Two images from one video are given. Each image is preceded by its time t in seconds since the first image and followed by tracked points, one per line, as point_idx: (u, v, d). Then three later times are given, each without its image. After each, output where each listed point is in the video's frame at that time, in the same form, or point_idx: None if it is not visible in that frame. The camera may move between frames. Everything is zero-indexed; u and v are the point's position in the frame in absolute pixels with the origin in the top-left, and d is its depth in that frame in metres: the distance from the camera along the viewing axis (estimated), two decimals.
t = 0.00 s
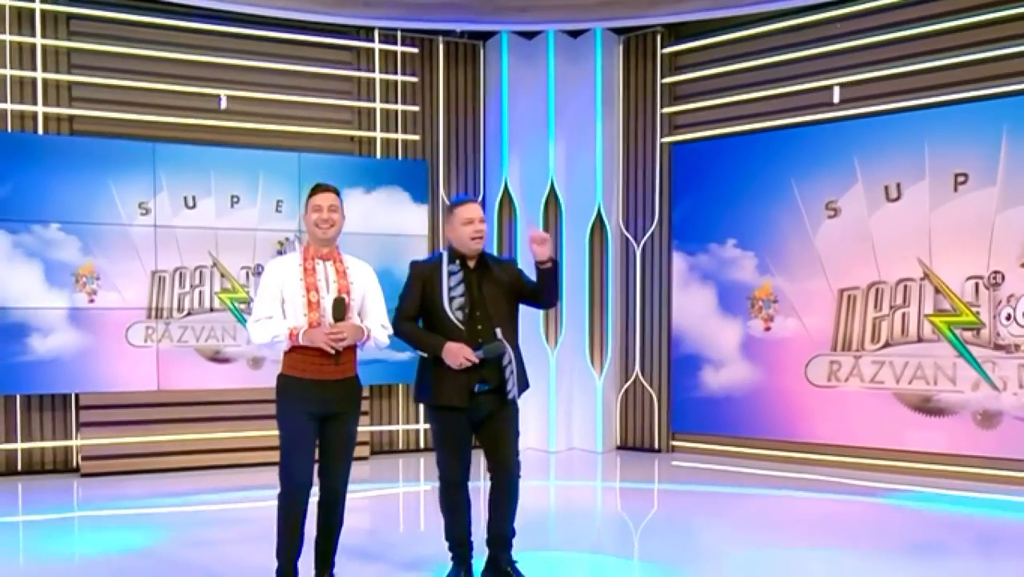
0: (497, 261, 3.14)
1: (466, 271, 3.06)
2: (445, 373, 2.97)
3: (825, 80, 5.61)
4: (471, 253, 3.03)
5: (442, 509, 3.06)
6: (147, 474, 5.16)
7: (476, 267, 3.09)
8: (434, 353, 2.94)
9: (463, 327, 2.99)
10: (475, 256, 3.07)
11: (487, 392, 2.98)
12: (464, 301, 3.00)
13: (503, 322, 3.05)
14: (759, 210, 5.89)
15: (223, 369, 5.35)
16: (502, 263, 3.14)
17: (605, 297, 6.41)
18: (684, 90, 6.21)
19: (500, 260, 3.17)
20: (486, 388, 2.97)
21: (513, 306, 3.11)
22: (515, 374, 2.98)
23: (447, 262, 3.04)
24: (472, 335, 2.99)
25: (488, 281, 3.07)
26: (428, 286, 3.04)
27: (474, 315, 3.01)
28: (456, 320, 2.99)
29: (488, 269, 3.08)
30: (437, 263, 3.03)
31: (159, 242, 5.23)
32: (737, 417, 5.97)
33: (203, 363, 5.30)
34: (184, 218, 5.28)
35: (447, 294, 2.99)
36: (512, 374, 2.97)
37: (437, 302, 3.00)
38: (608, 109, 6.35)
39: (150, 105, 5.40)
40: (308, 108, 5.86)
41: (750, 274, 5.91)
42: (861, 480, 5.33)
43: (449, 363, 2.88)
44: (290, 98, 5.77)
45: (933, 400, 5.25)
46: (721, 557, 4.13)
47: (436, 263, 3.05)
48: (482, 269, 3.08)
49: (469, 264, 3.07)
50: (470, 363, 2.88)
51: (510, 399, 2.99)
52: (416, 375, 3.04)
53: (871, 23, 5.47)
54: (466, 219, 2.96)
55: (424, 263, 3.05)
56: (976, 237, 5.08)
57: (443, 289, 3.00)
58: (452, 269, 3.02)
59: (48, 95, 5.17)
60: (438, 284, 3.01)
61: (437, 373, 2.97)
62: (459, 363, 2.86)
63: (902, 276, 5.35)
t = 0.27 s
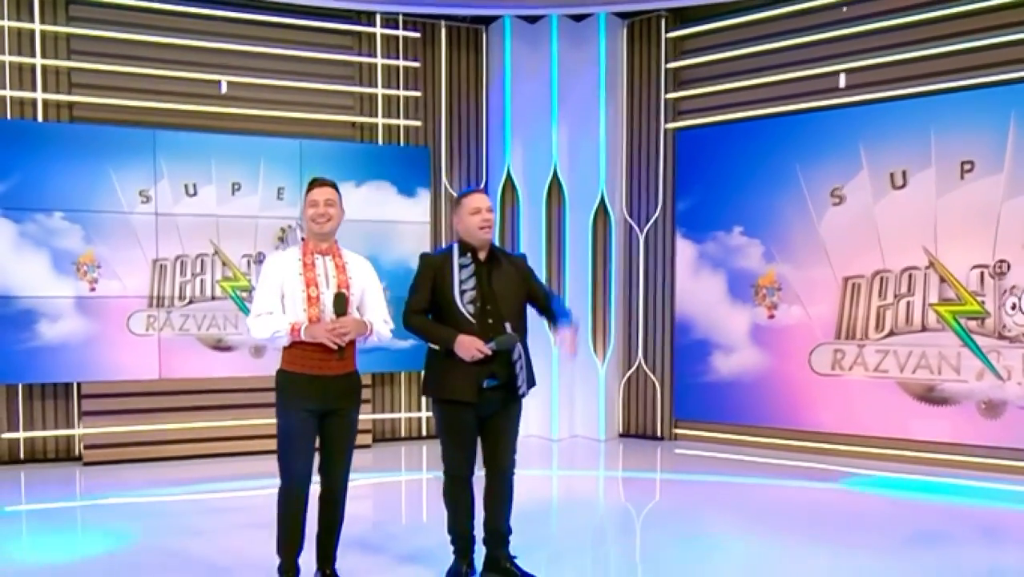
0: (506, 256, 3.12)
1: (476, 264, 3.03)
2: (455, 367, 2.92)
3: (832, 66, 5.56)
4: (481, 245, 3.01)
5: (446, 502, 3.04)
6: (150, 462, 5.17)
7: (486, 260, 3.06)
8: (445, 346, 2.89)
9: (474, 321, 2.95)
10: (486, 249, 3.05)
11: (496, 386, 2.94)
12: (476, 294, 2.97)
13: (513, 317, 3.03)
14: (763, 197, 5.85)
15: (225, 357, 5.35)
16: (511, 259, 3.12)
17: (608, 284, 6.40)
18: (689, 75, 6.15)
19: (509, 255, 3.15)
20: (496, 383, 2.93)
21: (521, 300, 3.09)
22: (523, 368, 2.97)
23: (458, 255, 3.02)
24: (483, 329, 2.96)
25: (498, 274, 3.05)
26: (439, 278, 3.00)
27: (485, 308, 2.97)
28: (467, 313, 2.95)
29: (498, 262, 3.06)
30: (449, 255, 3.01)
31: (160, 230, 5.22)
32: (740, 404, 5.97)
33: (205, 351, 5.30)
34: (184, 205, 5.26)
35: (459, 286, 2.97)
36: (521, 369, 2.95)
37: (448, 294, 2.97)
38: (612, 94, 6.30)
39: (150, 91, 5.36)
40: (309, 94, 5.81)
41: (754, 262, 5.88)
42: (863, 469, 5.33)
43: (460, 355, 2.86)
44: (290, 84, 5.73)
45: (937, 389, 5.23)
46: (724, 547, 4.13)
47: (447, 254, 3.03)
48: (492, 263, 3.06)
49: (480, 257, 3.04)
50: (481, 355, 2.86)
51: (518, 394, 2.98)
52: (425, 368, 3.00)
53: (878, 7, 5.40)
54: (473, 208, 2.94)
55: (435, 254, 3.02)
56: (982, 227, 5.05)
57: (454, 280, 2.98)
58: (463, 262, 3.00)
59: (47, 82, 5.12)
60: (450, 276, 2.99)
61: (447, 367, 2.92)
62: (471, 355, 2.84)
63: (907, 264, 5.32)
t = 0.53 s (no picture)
0: (520, 255, 3.09)
1: (489, 262, 2.99)
2: (458, 364, 2.92)
3: (837, 55, 5.51)
4: (493, 241, 2.99)
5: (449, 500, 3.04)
6: (152, 453, 5.18)
7: (499, 257, 3.03)
8: (450, 342, 2.89)
9: (482, 319, 2.94)
10: (498, 246, 3.02)
11: (499, 385, 2.94)
12: (485, 293, 2.94)
13: (522, 318, 3.01)
14: (767, 187, 5.81)
15: (227, 348, 5.35)
16: (525, 258, 3.09)
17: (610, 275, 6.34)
18: (693, 64, 6.10)
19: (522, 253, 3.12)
20: (499, 382, 2.94)
21: (532, 300, 3.06)
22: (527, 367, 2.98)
23: (471, 251, 2.99)
24: (490, 328, 2.94)
25: (510, 272, 3.02)
26: (450, 274, 2.98)
27: (494, 307, 2.95)
28: (476, 311, 2.94)
29: (511, 261, 3.03)
30: (462, 250, 2.98)
31: (161, 220, 5.20)
32: (743, 394, 5.96)
33: (206, 342, 5.29)
34: (185, 195, 5.25)
35: (469, 284, 2.94)
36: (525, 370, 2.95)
37: (458, 290, 2.95)
38: (615, 83, 6.25)
39: (150, 80, 5.33)
40: (310, 83, 5.78)
41: (758, 252, 5.85)
42: (865, 460, 5.33)
43: (465, 353, 2.84)
44: (291, 72, 5.69)
45: (941, 380, 5.22)
46: (726, 540, 4.13)
47: (459, 250, 3.00)
48: (505, 260, 3.03)
49: (493, 254, 3.01)
50: (486, 355, 2.84)
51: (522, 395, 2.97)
52: (428, 362, 3.00)
53: None
54: (483, 201, 2.94)
55: (448, 249, 2.99)
56: (988, 218, 5.02)
57: (464, 277, 2.96)
58: (476, 259, 2.97)
59: (47, 72, 5.09)
60: (461, 272, 2.96)
61: (450, 364, 2.92)
62: (476, 354, 2.82)
63: (911, 255, 5.29)
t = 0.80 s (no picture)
0: (537, 251, 3.07)
1: (504, 259, 2.98)
2: (473, 361, 2.90)
3: (839, 45, 5.47)
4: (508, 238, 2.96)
5: (453, 499, 3.06)
6: (153, 444, 5.18)
7: (515, 253, 3.01)
8: (463, 339, 2.88)
9: (496, 316, 2.92)
10: (515, 242, 2.99)
11: (511, 384, 2.94)
12: (500, 289, 2.92)
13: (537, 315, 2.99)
14: (769, 178, 5.79)
15: (227, 339, 5.35)
16: (543, 255, 3.07)
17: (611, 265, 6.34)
18: (695, 53, 6.07)
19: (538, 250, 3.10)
20: (511, 380, 2.93)
21: (546, 299, 3.06)
22: (539, 365, 2.98)
23: (486, 246, 2.97)
24: (505, 325, 2.92)
25: (526, 269, 3.00)
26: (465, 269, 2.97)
27: (508, 304, 2.94)
28: (490, 307, 2.92)
29: (527, 257, 3.01)
30: (477, 246, 2.97)
31: (160, 211, 5.19)
32: (743, 385, 5.96)
33: (206, 333, 5.29)
34: (184, 186, 5.23)
35: (483, 279, 2.92)
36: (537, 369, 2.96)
37: (472, 286, 2.94)
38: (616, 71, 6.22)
39: (149, 70, 5.30)
40: (310, 72, 5.74)
41: (759, 243, 5.84)
42: (866, 452, 5.33)
43: (479, 349, 2.83)
44: (291, 61, 5.65)
45: (941, 372, 5.21)
46: (725, 532, 4.14)
47: (474, 246, 2.99)
48: (520, 257, 3.01)
49: (508, 250, 2.99)
50: (498, 351, 2.82)
51: (532, 393, 2.98)
52: (442, 359, 2.98)
53: None
54: (496, 198, 2.89)
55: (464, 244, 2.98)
56: (990, 210, 5.00)
57: (479, 272, 2.94)
58: (491, 255, 2.95)
59: (45, 61, 5.07)
60: (476, 268, 2.95)
61: (465, 360, 2.90)
62: (489, 351, 2.80)
63: (913, 247, 5.28)
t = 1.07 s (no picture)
0: (547, 250, 3.06)
1: (513, 258, 2.97)
2: (484, 360, 2.90)
3: (842, 35, 5.44)
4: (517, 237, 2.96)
5: (458, 491, 3.06)
6: (154, 436, 5.20)
7: (525, 253, 3.00)
8: (474, 339, 2.89)
9: (505, 315, 2.92)
10: (523, 241, 2.99)
11: (524, 382, 2.91)
12: (508, 289, 2.92)
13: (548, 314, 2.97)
14: (771, 169, 5.77)
15: (228, 331, 5.35)
16: (553, 254, 3.06)
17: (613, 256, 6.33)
18: (697, 43, 6.04)
19: (548, 247, 3.08)
20: (524, 378, 2.90)
21: (558, 295, 3.02)
22: (555, 364, 2.92)
23: (495, 247, 2.98)
24: (514, 324, 2.92)
25: (534, 268, 2.98)
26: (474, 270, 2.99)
27: (516, 303, 2.93)
28: (497, 307, 2.92)
29: (535, 256, 3.00)
30: (485, 247, 2.98)
31: (160, 203, 5.18)
32: (744, 377, 5.96)
33: (207, 325, 5.29)
34: (184, 177, 5.22)
35: (491, 279, 2.93)
36: (553, 367, 2.91)
37: (480, 286, 2.95)
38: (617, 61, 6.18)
39: (148, 60, 5.27)
40: (309, 62, 5.71)
41: (760, 234, 5.82)
42: (865, 444, 5.34)
43: (490, 348, 2.83)
44: (290, 52, 5.62)
45: (942, 365, 5.22)
46: (726, 525, 4.15)
47: (483, 247, 3.00)
48: (529, 256, 2.99)
49: (517, 249, 2.98)
50: (509, 349, 2.81)
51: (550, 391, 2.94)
52: (456, 359, 2.98)
53: None
54: (506, 196, 2.88)
55: (474, 245, 3.00)
56: (992, 202, 4.99)
57: (487, 273, 2.94)
58: (499, 255, 2.95)
59: (43, 52, 5.04)
60: (484, 267, 2.96)
61: (476, 360, 2.91)
62: (499, 349, 2.80)
63: (915, 239, 5.26)
